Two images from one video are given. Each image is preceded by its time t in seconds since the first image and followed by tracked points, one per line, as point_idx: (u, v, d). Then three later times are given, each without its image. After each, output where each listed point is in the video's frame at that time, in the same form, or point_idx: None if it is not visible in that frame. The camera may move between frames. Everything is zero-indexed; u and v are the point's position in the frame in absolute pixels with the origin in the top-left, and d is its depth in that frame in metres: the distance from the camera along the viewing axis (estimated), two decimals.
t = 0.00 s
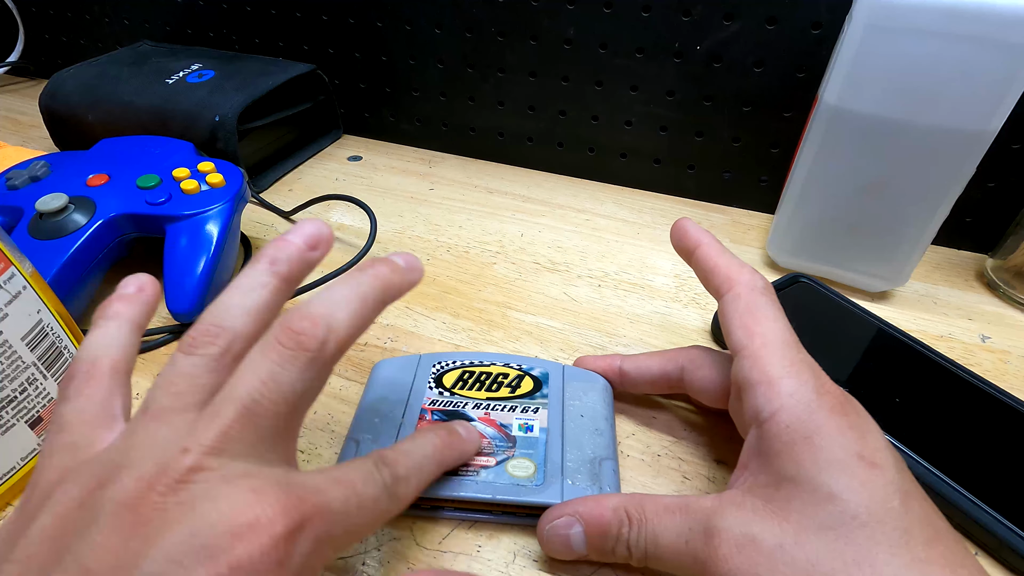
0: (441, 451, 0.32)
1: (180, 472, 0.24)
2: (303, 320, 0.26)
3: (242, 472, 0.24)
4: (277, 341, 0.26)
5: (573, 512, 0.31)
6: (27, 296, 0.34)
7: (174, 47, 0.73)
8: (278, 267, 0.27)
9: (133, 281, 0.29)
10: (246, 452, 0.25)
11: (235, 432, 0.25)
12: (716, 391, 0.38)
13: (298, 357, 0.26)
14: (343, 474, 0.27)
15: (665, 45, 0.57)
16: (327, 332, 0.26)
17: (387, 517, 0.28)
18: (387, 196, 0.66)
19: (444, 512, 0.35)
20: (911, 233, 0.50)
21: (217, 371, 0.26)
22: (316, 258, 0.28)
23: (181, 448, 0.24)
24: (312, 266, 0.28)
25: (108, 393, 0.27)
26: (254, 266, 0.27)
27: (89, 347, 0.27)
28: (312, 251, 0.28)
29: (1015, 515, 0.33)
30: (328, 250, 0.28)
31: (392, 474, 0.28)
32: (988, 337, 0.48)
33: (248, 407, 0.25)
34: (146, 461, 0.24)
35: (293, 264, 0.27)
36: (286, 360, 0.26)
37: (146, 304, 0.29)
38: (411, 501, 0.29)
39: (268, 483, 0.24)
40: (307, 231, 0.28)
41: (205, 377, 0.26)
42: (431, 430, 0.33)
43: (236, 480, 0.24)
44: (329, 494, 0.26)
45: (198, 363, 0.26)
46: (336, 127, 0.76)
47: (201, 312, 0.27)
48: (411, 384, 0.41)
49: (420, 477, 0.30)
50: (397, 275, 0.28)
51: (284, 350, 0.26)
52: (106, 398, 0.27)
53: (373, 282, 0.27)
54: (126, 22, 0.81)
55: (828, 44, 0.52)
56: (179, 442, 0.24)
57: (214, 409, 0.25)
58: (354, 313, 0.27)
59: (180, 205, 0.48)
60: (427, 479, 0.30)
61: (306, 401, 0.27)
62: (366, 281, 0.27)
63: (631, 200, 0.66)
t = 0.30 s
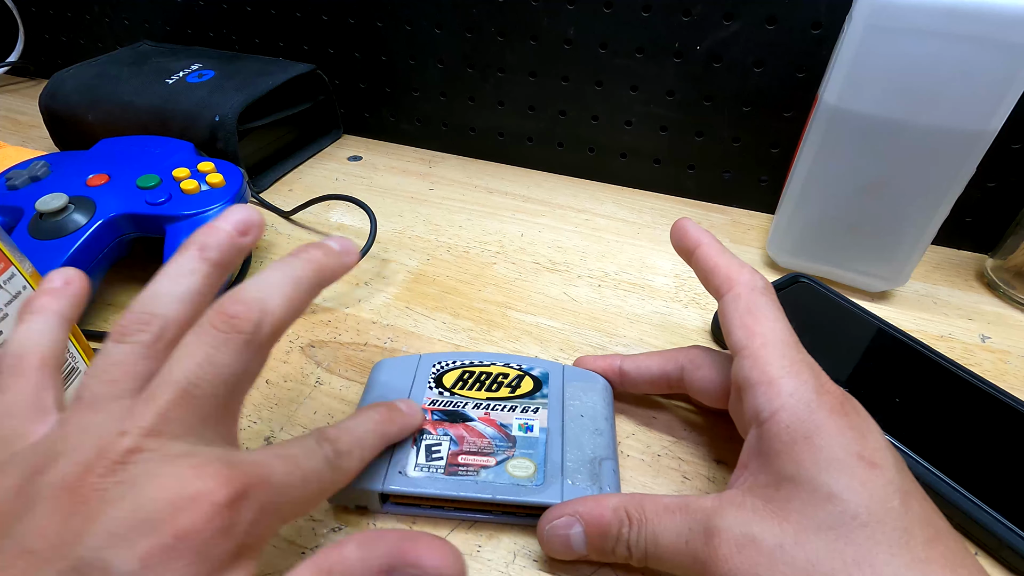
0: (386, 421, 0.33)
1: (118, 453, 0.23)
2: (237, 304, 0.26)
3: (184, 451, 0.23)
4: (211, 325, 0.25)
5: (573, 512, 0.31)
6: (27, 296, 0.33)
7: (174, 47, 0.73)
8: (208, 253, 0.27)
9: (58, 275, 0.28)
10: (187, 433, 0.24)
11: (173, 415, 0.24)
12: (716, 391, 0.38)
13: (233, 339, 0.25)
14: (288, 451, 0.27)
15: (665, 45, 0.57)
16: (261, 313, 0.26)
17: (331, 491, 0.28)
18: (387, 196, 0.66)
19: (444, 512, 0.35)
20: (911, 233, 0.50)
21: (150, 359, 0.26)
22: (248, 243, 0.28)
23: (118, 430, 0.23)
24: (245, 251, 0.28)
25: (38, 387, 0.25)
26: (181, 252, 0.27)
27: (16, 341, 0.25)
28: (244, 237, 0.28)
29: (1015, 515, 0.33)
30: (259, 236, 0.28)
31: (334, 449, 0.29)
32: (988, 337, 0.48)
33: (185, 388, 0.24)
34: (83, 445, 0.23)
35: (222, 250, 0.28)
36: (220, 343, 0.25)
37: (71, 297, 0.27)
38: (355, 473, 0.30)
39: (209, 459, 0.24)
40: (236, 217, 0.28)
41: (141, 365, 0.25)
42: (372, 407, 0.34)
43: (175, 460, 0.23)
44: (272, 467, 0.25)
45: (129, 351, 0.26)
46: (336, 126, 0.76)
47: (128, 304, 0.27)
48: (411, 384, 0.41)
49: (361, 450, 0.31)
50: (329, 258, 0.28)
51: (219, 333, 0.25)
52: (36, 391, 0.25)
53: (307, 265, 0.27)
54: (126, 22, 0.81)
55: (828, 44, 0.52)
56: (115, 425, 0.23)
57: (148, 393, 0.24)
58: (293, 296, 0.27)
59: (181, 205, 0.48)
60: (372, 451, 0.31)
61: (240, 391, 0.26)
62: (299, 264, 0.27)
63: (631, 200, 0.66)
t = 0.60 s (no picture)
0: (365, 424, 0.34)
1: (93, 452, 0.22)
2: (217, 303, 0.25)
3: (162, 449, 0.23)
4: (190, 324, 0.25)
5: (573, 512, 0.31)
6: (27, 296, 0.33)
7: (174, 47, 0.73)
8: (191, 254, 0.28)
9: (39, 278, 0.29)
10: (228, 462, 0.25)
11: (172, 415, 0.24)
12: (716, 391, 0.38)
13: (213, 338, 0.25)
14: (266, 447, 0.27)
15: (665, 45, 0.57)
16: (241, 312, 0.25)
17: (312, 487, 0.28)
18: (387, 196, 0.66)
19: (444, 512, 0.35)
20: (911, 233, 0.50)
21: (129, 356, 0.25)
22: (229, 244, 0.29)
23: (84, 481, 0.22)
24: (226, 252, 0.29)
25: (18, 386, 0.26)
26: (164, 253, 0.28)
27: None
28: (225, 238, 0.29)
29: (1015, 516, 0.33)
30: (241, 236, 0.29)
31: (315, 446, 0.29)
32: (988, 337, 0.48)
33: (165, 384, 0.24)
34: (60, 444, 0.23)
35: (206, 250, 0.28)
36: (199, 340, 0.24)
37: (54, 299, 0.28)
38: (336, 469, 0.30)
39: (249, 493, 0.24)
40: (218, 217, 0.29)
41: (119, 364, 0.25)
42: (349, 407, 0.34)
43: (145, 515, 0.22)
44: (250, 463, 0.25)
45: (108, 350, 0.25)
46: (336, 126, 0.76)
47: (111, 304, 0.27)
48: (411, 384, 0.41)
49: (342, 447, 0.31)
50: (313, 260, 0.28)
51: (197, 331, 0.24)
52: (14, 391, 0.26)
53: (291, 265, 0.27)
54: (126, 22, 0.81)
55: (828, 44, 0.52)
56: (93, 423, 0.23)
57: (126, 392, 0.24)
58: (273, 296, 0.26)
59: (181, 205, 0.48)
60: (353, 448, 0.32)
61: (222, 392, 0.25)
62: (280, 263, 0.27)
63: (631, 200, 0.66)
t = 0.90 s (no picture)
0: (390, 436, 0.32)
1: (112, 460, 0.23)
2: (245, 309, 0.26)
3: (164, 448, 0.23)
4: (218, 330, 0.25)
5: (573, 512, 0.31)
6: (27, 296, 0.33)
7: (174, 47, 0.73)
8: (220, 256, 0.28)
9: (68, 272, 0.28)
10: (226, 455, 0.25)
11: (173, 416, 0.24)
12: (716, 391, 0.38)
13: (238, 345, 0.25)
14: (287, 461, 0.26)
15: (665, 45, 0.57)
16: (271, 320, 0.26)
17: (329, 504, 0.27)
18: (387, 196, 0.66)
19: (444, 512, 0.35)
20: (912, 234, 0.50)
21: (153, 361, 0.26)
22: (259, 246, 0.29)
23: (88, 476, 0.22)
24: (256, 254, 0.29)
25: (40, 387, 0.26)
26: (194, 254, 0.28)
27: (17, 340, 0.26)
28: (255, 240, 0.29)
29: (1015, 516, 0.33)
30: (272, 239, 0.29)
31: (336, 463, 0.28)
32: (988, 337, 0.48)
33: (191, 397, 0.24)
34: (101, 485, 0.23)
35: (233, 252, 0.28)
36: (226, 348, 0.25)
37: (81, 296, 0.28)
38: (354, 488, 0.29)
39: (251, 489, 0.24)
40: (250, 219, 0.29)
41: (143, 368, 0.26)
42: (376, 421, 0.33)
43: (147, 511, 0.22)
44: (270, 479, 0.25)
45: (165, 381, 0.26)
46: (336, 127, 0.77)
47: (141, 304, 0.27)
48: (411, 384, 0.41)
49: (364, 464, 0.30)
50: (343, 270, 0.28)
51: (224, 338, 0.25)
52: (35, 391, 0.25)
53: (322, 274, 0.27)
54: (126, 22, 0.81)
55: (827, 44, 0.52)
56: (113, 431, 0.23)
57: (149, 398, 0.24)
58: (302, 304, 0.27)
59: (181, 205, 0.48)
60: (374, 467, 0.30)
61: (250, 395, 0.26)
62: (311, 272, 0.27)
63: (631, 200, 0.66)
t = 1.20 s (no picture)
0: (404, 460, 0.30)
1: (97, 492, 0.22)
2: (250, 329, 0.25)
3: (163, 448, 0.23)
4: (221, 351, 0.25)
5: (573, 512, 0.31)
6: (27, 296, 0.33)
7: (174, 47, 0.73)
8: (229, 274, 0.27)
9: (89, 295, 0.29)
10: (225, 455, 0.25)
11: (173, 416, 0.24)
12: (716, 391, 0.38)
13: (241, 366, 0.25)
14: (288, 489, 0.25)
15: (665, 45, 0.57)
16: (275, 341, 0.26)
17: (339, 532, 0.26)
18: (387, 196, 0.66)
19: (444, 512, 0.35)
20: (912, 233, 0.50)
21: (156, 383, 0.26)
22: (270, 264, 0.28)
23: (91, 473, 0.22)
24: (269, 272, 0.28)
25: (51, 410, 0.25)
26: (204, 273, 0.28)
27: (32, 365, 0.26)
28: (267, 258, 0.28)
29: (1015, 516, 0.33)
30: (283, 257, 0.28)
31: (346, 486, 0.27)
32: (988, 337, 0.48)
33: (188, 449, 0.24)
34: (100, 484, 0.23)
35: (243, 271, 0.27)
36: (228, 369, 0.25)
37: (101, 320, 0.29)
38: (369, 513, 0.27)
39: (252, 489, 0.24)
40: (261, 238, 0.28)
41: (143, 392, 0.25)
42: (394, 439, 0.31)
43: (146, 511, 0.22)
44: (268, 510, 0.24)
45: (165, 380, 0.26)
46: (336, 127, 0.77)
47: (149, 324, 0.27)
48: (411, 384, 0.41)
49: (377, 488, 0.28)
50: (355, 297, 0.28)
51: (227, 359, 0.25)
52: (46, 416, 0.25)
53: (332, 297, 0.27)
54: (126, 22, 0.81)
55: (827, 44, 0.52)
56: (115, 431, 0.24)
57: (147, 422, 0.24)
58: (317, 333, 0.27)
59: (181, 205, 0.48)
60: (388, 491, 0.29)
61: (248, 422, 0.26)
62: (322, 295, 0.27)
63: (631, 200, 0.66)
